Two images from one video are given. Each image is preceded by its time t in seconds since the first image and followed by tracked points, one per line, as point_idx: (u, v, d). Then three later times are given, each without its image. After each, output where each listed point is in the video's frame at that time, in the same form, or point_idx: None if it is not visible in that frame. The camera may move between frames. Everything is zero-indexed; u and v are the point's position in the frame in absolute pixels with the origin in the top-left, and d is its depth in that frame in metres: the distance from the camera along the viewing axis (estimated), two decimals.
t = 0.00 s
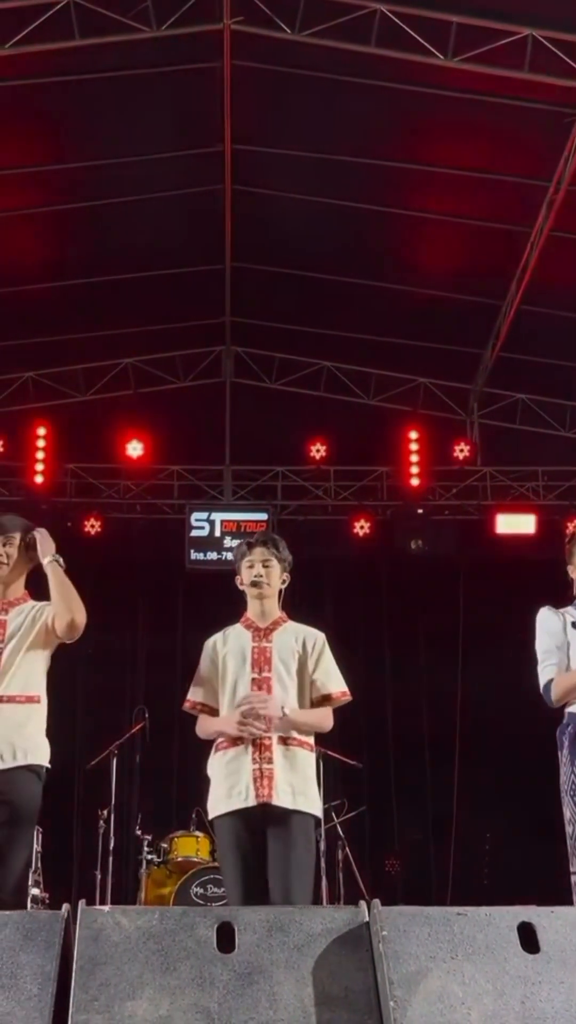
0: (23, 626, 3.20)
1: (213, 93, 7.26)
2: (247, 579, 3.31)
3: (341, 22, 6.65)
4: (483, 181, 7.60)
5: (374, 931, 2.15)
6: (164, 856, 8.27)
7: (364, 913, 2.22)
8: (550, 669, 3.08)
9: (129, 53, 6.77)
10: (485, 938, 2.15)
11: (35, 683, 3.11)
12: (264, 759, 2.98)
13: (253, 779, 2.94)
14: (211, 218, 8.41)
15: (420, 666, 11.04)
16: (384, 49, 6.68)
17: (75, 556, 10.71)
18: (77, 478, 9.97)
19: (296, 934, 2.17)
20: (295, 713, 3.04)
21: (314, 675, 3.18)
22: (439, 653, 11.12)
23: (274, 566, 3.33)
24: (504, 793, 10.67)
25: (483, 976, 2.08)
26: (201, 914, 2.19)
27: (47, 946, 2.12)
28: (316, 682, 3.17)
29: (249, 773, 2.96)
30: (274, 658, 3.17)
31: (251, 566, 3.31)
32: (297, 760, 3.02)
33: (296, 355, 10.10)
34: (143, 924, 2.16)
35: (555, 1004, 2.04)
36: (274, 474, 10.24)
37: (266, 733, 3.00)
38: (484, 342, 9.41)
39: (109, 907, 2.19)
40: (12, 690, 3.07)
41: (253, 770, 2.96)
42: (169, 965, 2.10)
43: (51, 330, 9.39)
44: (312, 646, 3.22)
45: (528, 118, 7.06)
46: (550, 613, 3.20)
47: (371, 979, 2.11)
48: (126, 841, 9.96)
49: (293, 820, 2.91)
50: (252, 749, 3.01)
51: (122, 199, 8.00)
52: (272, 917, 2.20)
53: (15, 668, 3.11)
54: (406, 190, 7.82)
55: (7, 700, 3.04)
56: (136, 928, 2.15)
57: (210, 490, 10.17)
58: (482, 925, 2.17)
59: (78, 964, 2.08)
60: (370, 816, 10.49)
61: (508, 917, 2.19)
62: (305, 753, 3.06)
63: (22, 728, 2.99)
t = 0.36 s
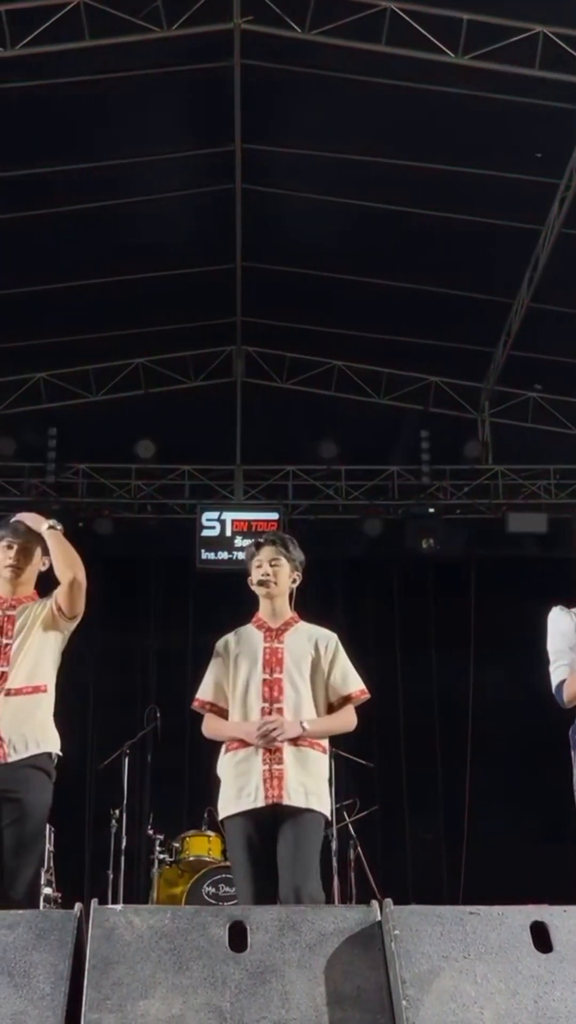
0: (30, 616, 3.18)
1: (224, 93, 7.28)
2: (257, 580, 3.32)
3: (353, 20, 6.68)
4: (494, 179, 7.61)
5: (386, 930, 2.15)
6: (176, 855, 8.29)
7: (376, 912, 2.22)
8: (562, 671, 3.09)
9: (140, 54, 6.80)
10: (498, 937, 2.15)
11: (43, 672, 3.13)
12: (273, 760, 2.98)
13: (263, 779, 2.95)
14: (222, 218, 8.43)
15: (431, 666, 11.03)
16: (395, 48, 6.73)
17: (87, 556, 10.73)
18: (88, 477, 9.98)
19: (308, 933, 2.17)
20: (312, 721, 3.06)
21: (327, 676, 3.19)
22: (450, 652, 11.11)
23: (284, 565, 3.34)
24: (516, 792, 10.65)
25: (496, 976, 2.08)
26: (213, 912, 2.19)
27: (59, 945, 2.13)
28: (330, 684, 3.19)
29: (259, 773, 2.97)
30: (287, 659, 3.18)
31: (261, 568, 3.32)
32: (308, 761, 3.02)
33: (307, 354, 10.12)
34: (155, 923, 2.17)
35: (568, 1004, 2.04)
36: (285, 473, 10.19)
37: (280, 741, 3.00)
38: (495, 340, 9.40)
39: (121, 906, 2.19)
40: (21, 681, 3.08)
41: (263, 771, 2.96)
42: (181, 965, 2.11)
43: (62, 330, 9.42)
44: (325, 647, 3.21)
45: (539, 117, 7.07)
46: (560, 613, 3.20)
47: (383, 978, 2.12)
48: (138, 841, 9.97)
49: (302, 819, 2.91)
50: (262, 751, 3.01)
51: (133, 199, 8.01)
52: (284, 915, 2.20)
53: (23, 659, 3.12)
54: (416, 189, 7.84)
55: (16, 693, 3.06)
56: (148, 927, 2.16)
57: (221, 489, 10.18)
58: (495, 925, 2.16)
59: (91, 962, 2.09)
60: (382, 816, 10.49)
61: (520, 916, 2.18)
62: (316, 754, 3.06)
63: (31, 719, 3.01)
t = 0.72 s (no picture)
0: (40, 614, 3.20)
1: (236, 92, 7.26)
2: (275, 577, 3.32)
3: (366, 19, 6.64)
4: (507, 175, 7.57)
5: (403, 928, 2.16)
6: (191, 855, 8.30)
7: (393, 911, 2.23)
8: None
9: (153, 54, 6.79)
10: (515, 937, 2.14)
11: (54, 670, 3.11)
12: (296, 760, 2.98)
13: (286, 779, 2.94)
14: (236, 217, 8.43)
15: (447, 664, 11.01)
16: (408, 46, 6.68)
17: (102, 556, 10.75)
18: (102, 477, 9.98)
19: (325, 932, 2.18)
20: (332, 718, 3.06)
21: (347, 673, 3.19)
22: (465, 650, 11.09)
23: (302, 563, 3.34)
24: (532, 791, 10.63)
25: (513, 976, 2.07)
26: (229, 911, 2.20)
27: (77, 945, 2.14)
28: (349, 682, 3.19)
29: (282, 773, 2.96)
30: (306, 657, 3.18)
31: (279, 564, 3.33)
32: (330, 760, 3.02)
33: (321, 353, 10.12)
34: (172, 923, 2.17)
35: None
36: (299, 473, 10.13)
37: (300, 737, 2.99)
38: (510, 337, 9.36)
39: (138, 905, 2.20)
40: (34, 679, 3.08)
41: (286, 771, 2.96)
42: (198, 964, 2.11)
43: (76, 331, 9.44)
44: (345, 644, 3.22)
45: (553, 113, 7.02)
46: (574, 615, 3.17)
47: (399, 977, 2.12)
48: (154, 839, 10.01)
49: (325, 820, 2.91)
50: (285, 751, 3.01)
51: (147, 199, 8.02)
52: (300, 914, 2.21)
53: (36, 657, 3.12)
54: (429, 188, 7.82)
55: (30, 690, 3.05)
56: (165, 927, 2.17)
57: (235, 489, 10.16)
58: (512, 925, 2.16)
59: (108, 961, 2.10)
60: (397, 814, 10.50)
61: (538, 916, 2.18)
62: (337, 753, 3.06)
63: (45, 715, 3.00)
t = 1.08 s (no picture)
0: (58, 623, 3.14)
1: (252, 91, 7.26)
2: (298, 573, 3.33)
3: (381, 18, 6.62)
4: (525, 172, 7.54)
5: (423, 928, 2.16)
6: (210, 855, 8.30)
7: (413, 911, 2.22)
8: None
9: (169, 54, 6.79)
10: (536, 937, 2.13)
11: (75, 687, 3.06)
12: (319, 757, 2.98)
13: (309, 775, 2.95)
14: (252, 217, 8.43)
15: (464, 663, 10.98)
16: (425, 45, 6.65)
17: (120, 556, 10.78)
18: (120, 478, 10.00)
19: (345, 932, 2.18)
20: (354, 713, 3.04)
21: (370, 670, 3.17)
22: (484, 649, 11.06)
23: (326, 561, 3.35)
24: (551, 789, 10.59)
25: (534, 976, 2.06)
26: (248, 910, 2.20)
27: (97, 945, 2.14)
28: (373, 678, 3.17)
29: (305, 770, 2.97)
30: (329, 653, 3.17)
31: (302, 561, 3.33)
32: (353, 757, 3.02)
33: (338, 352, 10.11)
34: (192, 923, 2.17)
35: None
36: (316, 473, 10.11)
37: (323, 735, 2.98)
38: (527, 334, 9.32)
39: (158, 905, 2.19)
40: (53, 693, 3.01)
41: (309, 767, 2.96)
42: (218, 964, 2.12)
43: (94, 332, 9.47)
44: (367, 639, 3.21)
45: (571, 110, 6.98)
46: None
47: (420, 977, 2.12)
48: (173, 839, 10.03)
49: (349, 817, 2.92)
50: (308, 747, 3.01)
51: (164, 200, 8.04)
52: (320, 914, 2.20)
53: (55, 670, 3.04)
54: (446, 186, 7.80)
55: (49, 704, 2.99)
56: (185, 927, 2.17)
57: (253, 488, 10.16)
58: (533, 925, 2.15)
59: (128, 961, 2.10)
60: (416, 813, 10.49)
61: (559, 915, 2.17)
62: (362, 749, 3.04)
63: (63, 730, 2.95)
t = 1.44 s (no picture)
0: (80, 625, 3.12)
1: (271, 91, 7.26)
2: (323, 578, 3.32)
3: (399, 15, 6.63)
4: (546, 170, 7.51)
5: (446, 928, 2.14)
6: (232, 855, 8.28)
7: (436, 912, 2.21)
8: None
9: (188, 56, 6.81)
10: (560, 937, 2.12)
11: (94, 692, 3.05)
12: (346, 759, 2.98)
13: (336, 777, 2.95)
14: (272, 217, 8.44)
15: (486, 662, 10.95)
16: (444, 43, 6.65)
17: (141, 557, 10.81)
18: (140, 479, 10.03)
19: (368, 932, 2.17)
20: (380, 716, 3.05)
21: (396, 672, 3.18)
22: (505, 648, 11.03)
23: (351, 565, 3.34)
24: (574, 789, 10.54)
25: (558, 976, 2.05)
26: (272, 911, 2.19)
27: (121, 945, 2.13)
28: (398, 680, 3.18)
29: (332, 772, 2.97)
30: (355, 656, 3.17)
31: (327, 566, 3.32)
32: (380, 760, 3.02)
33: (358, 352, 10.11)
34: (215, 922, 2.17)
35: None
36: (336, 472, 10.09)
37: (350, 737, 2.99)
38: (548, 332, 9.28)
39: (181, 905, 2.19)
40: (72, 696, 3.01)
41: (336, 769, 2.97)
42: (241, 964, 2.11)
43: (115, 334, 9.50)
44: (393, 642, 3.20)
45: None
46: None
47: (443, 978, 2.11)
48: (194, 839, 10.04)
49: (379, 820, 2.91)
50: (335, 749, 3.01)
51: (183, 201, 8.05)
52: (343, 914, 2.19)
53: (73, 674, 3.04)
54: (466, 183, 7.78)
55: (67, 706, 2.99)
56: (208, 926, 2.17)
57: (273, 489, 10.15)
58: (558, 924, 2.13)
59: (152, 960, 2.10)
60: (437, 813, 10.47)
61: None
62: (388, 752, 3.05)
63: (81, 733, 2.96)
